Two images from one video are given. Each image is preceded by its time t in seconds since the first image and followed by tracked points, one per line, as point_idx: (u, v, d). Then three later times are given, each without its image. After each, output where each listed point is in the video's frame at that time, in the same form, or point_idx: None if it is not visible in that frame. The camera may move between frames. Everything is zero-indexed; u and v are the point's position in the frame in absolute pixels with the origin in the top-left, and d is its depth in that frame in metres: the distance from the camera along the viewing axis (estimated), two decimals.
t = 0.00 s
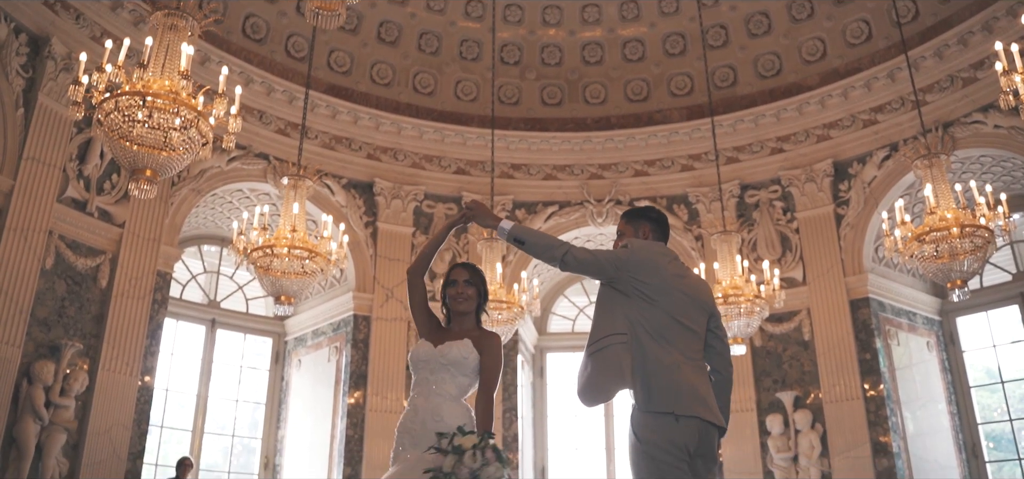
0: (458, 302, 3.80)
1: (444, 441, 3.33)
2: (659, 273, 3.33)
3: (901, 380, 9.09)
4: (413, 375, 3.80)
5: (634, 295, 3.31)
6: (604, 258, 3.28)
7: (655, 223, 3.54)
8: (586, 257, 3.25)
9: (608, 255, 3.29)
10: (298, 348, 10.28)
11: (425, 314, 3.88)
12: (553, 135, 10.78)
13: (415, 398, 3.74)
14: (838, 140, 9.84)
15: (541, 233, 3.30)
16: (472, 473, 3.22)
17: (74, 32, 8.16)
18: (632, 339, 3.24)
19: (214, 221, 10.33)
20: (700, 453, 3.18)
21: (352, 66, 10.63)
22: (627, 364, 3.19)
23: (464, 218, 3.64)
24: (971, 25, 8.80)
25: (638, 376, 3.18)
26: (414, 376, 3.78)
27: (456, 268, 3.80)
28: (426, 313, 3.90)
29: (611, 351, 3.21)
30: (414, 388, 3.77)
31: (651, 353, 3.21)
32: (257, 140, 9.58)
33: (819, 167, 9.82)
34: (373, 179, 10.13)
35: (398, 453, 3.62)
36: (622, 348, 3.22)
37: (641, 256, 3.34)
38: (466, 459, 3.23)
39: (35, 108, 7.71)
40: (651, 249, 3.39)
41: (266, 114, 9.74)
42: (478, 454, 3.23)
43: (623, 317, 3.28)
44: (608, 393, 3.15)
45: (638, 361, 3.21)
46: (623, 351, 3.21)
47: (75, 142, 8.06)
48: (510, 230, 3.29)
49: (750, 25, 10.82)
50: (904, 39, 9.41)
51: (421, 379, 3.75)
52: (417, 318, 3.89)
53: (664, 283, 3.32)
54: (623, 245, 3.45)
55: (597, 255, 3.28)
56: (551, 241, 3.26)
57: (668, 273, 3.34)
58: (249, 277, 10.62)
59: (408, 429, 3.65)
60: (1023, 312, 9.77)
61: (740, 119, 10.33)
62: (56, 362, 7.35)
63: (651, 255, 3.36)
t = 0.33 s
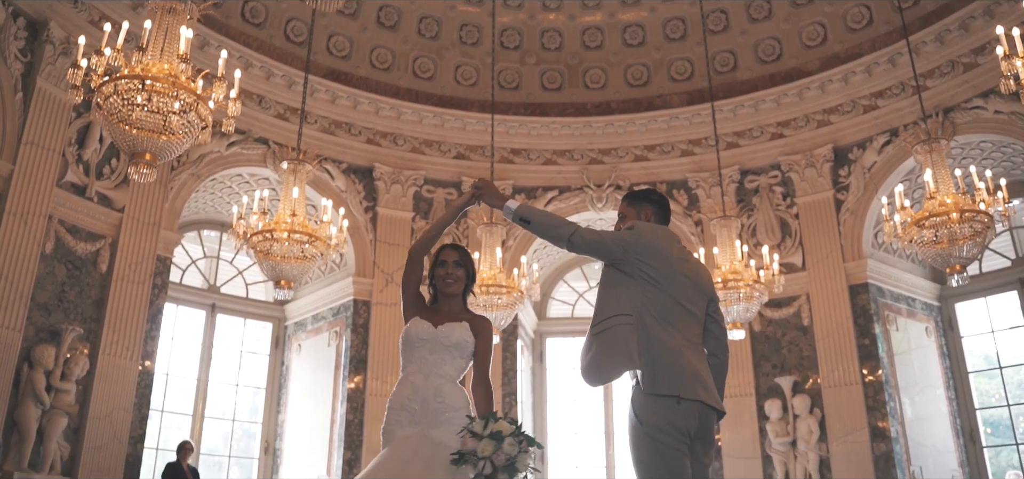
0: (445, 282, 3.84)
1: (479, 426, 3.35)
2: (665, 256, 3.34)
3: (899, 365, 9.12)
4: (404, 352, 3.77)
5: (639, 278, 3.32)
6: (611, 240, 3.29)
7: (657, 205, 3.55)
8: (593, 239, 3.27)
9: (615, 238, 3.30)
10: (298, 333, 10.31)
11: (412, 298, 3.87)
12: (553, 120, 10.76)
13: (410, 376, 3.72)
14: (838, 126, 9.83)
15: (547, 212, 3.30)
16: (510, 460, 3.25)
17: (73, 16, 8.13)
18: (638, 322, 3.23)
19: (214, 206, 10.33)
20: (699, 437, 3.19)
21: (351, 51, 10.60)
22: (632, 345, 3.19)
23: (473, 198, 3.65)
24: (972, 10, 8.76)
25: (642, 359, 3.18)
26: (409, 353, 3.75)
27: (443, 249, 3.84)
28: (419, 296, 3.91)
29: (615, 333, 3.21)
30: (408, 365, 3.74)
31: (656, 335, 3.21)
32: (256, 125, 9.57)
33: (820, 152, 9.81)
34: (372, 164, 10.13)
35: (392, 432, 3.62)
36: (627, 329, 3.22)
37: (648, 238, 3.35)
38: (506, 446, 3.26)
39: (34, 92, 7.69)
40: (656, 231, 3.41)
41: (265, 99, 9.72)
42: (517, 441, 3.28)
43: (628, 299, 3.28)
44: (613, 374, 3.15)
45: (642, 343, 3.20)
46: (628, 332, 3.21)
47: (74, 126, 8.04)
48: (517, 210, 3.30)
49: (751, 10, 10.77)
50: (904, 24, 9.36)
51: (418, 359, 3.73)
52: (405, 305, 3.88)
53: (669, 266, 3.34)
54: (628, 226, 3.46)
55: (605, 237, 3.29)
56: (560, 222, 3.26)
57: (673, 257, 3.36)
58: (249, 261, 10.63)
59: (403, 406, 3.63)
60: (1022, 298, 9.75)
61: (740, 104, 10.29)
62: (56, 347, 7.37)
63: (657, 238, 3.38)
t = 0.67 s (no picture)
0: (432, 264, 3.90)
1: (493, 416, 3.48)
2: (669, 240, 3.33)
3: (896, 351, 9.15)
4: (397, 331, 3.72)
5: (644, 262, 3.31)
6: (616, 224, 3.29)
7: (658, 188, 3.56)
8: (599, 222, 3.26)
9: (620, 221, 3.30)
10: (297, 319, 10.33)
11: (399, 281, 3.84)
12: (552, 106, 10.73)
13: (404, 356, 3.69)
14: (837, 112, 9.82)
15: (551, 197, 3.33)
16: (523, 449, 3.41)
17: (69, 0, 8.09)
18: (642, 306, 3.22)
19: (212, 192, 10.32)
20: (696, 420, 3.22)
21: (349, 36, 10.55)
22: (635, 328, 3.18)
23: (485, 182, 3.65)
24: None
25: (648, 342, 3.16)
26: (404, 334, 3.71)
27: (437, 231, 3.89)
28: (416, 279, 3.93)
29: (620, 316, 3.20)
30: (401, 346, 3.71)
31: (660, 319, 3.21)
32: (254, 110, 9.54)
33: (818, 138, 9.81)
34: (371, 149, 10.12)
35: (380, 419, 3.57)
36: (631, 312, 3.21)
37: (653, 222, 3.35)
38: (520, 435, 3.42)
39: (30, 77, 7.67)
40: (659, 215, 3.42)
41: (263, 84, 9.69)
42: (530, 432, 3.44)
43: (632, 283, 3.27)
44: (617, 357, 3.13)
45: (647, 327, 3.19)
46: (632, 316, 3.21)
47: (71, 112, 8.02)
48: (523, 194, 3.35)
49: None
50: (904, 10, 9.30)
51: (413, 340, 3.71)
52: (403, 287, 3.89)
53: (673, 251, 3.33)
54: (630, 209, 3.46)
55: (610, 221, 3.29)
56: (568, 206, 3.28)
57: (677, 242, 3.36)
58: (247, 247, 10.62)
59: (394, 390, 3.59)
60: (1020, 284, 9.75)
61: (739, 90, 10.25)
62: (55, 332, 7.38)
63: (660, 222, 3.38)
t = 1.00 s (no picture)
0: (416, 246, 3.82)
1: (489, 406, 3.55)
2: (670, 225, 3.35)
3: (891, 336, 9.20)
4: (384, 318, 3.66)
5: (645, 247, 3.31)
6: (620, 210, 3.29)
7: (656, 172, 3.56)
8: (603, 209, 3.26)
9: (624, 207, 3.30)
10: (293, 304, 10.34)
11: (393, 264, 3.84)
12: (548, 91, 10.71)
13: (395, 338, 3.63)
14: (833, 97, 9.82)
15: (558, 183, 3.31)
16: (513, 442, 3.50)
17: None
18: (646, 291, 3.23)
19: (207, 177, 10.29)
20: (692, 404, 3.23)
21: (344, 22, 10.51)
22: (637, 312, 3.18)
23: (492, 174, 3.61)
24: None
25: (652, 326, 3.15)
26: (391, 320, 3.66)
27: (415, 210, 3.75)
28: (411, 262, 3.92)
29: (622, 301, 3.23)
30: (389, 331, 3.64)
31: (661, 303, 3.23)
32: (249, 95, 9.51)
33: (814, 123, 9.81)
34: (367, 135, 10.11)
35: (371, 406, 3.48)
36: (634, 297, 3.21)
37: (654, 208, 3.36)
38: (513, 428, 3.51)
39: (24, 62, 7.63)
40: (658, 200, 3.43)
41: (258, 69, 9.65)
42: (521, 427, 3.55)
43: (634, 268, 3.28)
44: (620, 342, 3.15)
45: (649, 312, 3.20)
46: (635, 301, 3.21)
47: (65, 97, 7.99)
48: (531, 181, 3.33)
49: None
50: None
51: (400, 326, 3.66)
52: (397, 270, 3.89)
53: (673, 237, 3.34)
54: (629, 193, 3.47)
55: (614, 207, 3.29)
56: (575, 193, 3.24)
57: (678, 227, 3.38)
58: (243, 232, 10.61)
59: (388, 374, 3.52)
60: (1014, 270, 9.77)
61: (736, 76, 10.23)
62: (51, 317, 7.39)
63: (660, 207, 3.40)
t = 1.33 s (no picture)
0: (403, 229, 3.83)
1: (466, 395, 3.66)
2: (671, 212, 3.36)
3: (886, 321, 9.23)
4: (372, 302, 3.64)
5: (648, 235, 3.32)
6: (625, 202, 3.29)
7: (657, 156, 3.57)
8: (610, 201, 3.25)
9: (629, 199, 3.29)
10: (289, 289, 10.36)
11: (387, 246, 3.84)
12: (545, 76, 10.69)
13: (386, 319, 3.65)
14: (830, 82, 9.81)
15: (567, 180, 3.29)
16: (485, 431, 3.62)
17: None
18: (650, 280, 3.23)
19: (204, 162, 10.27)
20: (689, 386, 3.26)
21: (340, 6, 10.46)
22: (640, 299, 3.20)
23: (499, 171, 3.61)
24: None
25: (657, 315, 3.15)
26: (381, 306, 3.65)
27: (401, 188, 3.78)
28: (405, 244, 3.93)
29: (626, 291, 3.24)
30: (378, 316, 3.63)
31: (664, 290, 3.24)
32: (245, 80, 9.49)
33: (811, 108, 9.82)
34: (362, 120, 10.10)
35: (360, 392, 3.45)
36: (637, 286, 3.23)
37: (657, 196, 3.37)
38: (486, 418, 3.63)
39: (19, 46, 7.61)
40: (661, 186, 3.44)
41: (254, 54, 9.62)
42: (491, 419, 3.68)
43: (638, 257, 3.29)
44: (625, 333, 3.15)
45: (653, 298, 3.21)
46: (638, 290, 3.22)
47: (60, 82, 7.96)
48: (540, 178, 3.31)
49: None
50: None
51: (388, 311, 3.65)
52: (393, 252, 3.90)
53: (675, 223, 3.36)
54: (630, 178, 3.49)
55: (620, 198, 3.28)
56: (582, 190, 3.25)
57: (679, 215, 3.39)
58: (240, 217, 10.61)
59: (383, 357, 3.51)
60: (1009, 256, 9.78)
61: (733, 61, 10.21)
62: (48, 302, 7.40)
63: (663, 194, 3.40)
